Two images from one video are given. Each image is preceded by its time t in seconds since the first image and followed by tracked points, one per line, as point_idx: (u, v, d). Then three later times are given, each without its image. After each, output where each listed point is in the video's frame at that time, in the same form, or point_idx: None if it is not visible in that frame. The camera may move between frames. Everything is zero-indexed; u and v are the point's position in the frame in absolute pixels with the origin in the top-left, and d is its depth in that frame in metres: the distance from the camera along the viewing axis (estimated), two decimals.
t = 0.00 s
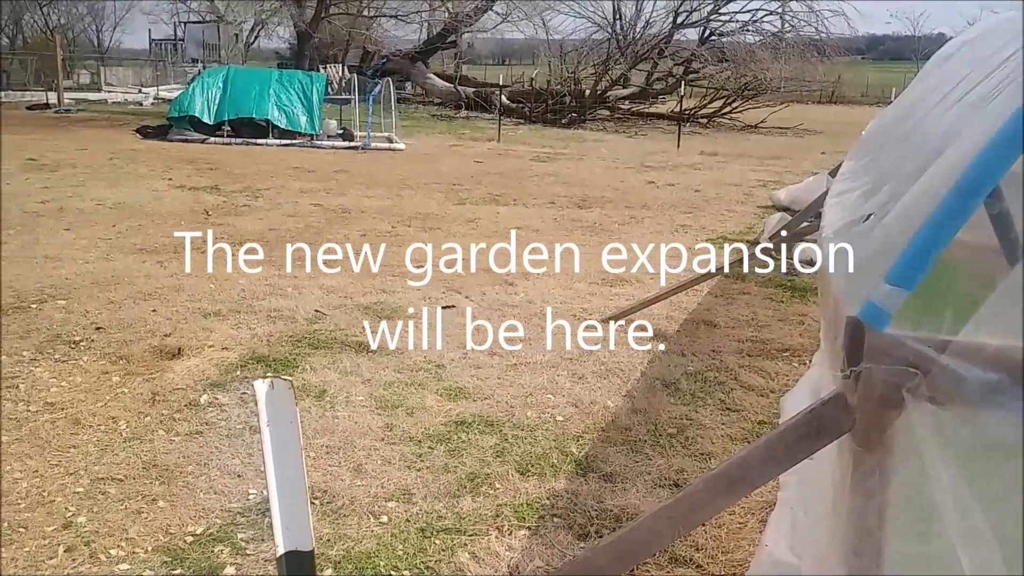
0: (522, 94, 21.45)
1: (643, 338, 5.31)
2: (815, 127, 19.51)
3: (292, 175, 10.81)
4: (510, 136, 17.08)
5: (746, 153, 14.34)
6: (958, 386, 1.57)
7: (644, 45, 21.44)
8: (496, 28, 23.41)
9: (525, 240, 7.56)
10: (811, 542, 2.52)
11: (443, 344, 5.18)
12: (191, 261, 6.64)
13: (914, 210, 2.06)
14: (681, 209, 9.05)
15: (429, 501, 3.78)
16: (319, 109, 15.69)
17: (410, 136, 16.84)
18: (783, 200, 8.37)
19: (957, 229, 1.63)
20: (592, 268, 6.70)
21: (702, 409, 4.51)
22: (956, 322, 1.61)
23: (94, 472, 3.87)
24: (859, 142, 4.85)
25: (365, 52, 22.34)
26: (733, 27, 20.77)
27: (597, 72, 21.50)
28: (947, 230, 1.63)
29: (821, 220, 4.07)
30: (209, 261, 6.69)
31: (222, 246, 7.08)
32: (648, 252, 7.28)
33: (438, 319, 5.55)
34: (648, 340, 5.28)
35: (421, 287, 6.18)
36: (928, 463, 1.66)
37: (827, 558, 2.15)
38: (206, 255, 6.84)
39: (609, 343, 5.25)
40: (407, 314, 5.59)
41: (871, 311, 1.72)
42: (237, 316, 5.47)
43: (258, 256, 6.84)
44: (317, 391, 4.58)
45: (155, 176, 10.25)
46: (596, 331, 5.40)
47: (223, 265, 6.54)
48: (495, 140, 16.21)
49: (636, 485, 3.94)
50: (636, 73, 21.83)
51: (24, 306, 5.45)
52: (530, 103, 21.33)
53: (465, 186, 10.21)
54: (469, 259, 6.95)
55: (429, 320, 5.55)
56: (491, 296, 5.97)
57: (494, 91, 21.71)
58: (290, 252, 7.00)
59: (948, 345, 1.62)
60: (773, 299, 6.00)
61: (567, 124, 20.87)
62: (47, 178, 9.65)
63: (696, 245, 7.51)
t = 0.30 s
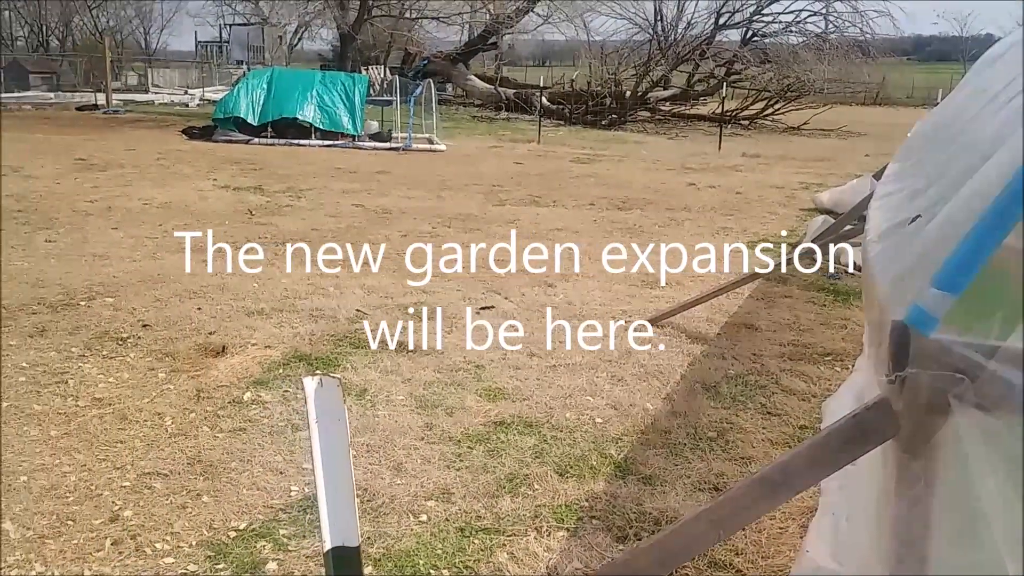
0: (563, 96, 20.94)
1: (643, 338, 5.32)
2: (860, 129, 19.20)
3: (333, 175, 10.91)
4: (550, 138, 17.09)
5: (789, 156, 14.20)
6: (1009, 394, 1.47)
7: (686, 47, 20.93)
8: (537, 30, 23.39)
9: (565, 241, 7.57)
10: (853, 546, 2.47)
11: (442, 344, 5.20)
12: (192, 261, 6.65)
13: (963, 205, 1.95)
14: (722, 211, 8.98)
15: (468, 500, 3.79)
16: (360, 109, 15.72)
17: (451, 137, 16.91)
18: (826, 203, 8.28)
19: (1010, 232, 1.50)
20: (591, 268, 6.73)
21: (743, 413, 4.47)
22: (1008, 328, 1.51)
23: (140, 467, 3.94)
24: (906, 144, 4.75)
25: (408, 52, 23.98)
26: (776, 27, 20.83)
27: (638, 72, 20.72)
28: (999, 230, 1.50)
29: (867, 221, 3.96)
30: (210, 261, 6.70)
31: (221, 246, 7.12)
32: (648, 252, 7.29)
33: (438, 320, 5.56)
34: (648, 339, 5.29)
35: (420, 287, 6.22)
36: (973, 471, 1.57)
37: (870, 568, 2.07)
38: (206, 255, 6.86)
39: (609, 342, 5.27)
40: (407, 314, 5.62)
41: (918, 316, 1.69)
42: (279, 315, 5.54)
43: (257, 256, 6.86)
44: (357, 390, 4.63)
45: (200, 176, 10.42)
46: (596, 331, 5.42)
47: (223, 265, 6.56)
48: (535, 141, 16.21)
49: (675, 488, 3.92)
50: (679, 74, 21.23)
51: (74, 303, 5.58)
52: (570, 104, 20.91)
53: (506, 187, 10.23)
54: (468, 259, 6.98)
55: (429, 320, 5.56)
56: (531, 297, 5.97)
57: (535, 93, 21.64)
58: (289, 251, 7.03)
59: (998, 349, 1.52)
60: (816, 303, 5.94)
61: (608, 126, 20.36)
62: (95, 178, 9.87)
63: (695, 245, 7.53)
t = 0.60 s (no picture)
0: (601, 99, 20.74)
1: (642, 338, 5.36)
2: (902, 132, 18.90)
3: (371, 177, 11.00)
4: (588, 140, 17.06)
5: (831, 159, 14.05)
6: None
7: (725, 49, 20.85)
8: (575, 32, 23.72)
9: (602, 243, 7.56)
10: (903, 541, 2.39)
11: (441, 344, 5.22)
12: (191, 261, 6.72)
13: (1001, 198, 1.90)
14: (761, 214, 8.91)
15: (506, 502, 3.80)
16: (400, 113, 15.76)
17: (489, 140, 16.93)
18: (867, 206, 8.19)
19: None
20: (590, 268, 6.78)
21: (782, 418, 4.44)
22: None
23: (184, 463, 4.00)
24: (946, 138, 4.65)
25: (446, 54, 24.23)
26: (817, 29, 20.66)
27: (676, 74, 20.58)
28: None
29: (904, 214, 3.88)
30: (210, 262, 6.76)
31: (221, 246, 7.20)
32: (648, 252, 7.32)
33: (437, 321, 5.59)
34: (648, 340, 5.33)
35: (419, 287, 6.26)
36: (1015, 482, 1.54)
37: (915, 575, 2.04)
38: (206, 255, 6.94)
39: (608, 342, 5.30)
40: (407, 315, 5.65)
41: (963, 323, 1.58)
42: (319, 316, 5.60)
43: (257, 256, 6.92)
44: (396, 390, 4.66)
45: (242, 177, 10.57)
46: (596, 331, 5.46)
47: (223, 265, 6.62)
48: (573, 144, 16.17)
49: (713, 493, 3.89)
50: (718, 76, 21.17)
51: (119, 302, 5.69)
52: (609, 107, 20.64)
53: (543, 189, 10.24)
54: (468, 259, 7.04)
55: (428, 320, 5.61)
56: (568, 300, 5.97)
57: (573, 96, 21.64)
58: (290, 252, 7.09)
59: None
60: (857, 308, 5.87)
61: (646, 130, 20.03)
62: (140, 180, 10.05)
63: (695, 245, 7.57)
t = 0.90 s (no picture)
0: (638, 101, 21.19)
1: (642, 338, 5.39)
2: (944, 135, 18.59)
3: (409, 179, 11.07)
4: (626, 143, 16.99)
5: (871, 162, 13.88)
6: None
7: (765, 51, 20.74)
8: (613, 35, 24.05)
9: (639, 246, 7.54)
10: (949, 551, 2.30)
11: (442, 344, 5.24)
12: (191, 262, 6.74)
13: None
14: (800, 218, 8.83)
15: (543, 505, 3.80)
16: (438, 115, 16.00)
17: (526, 142, 16.95)
18: (908, 210, 8.08)
19: None
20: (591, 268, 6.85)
21: (822, 424, 4.39)
22: None
23: (225, 461, 4.05)
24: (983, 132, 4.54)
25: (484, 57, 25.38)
26: (858, 31, 20.37)
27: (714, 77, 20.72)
28: None
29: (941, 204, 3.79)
30: (209, 262, 6.79)
31: (222, 246, 7.21)
32: (648, 252, 7.37)
33: (438, 320, 5.62)
34: (648, 340, 5.37)
35: (419, 287, 6.30)
36: None
37: None
38: (205, 255, 6.96)
39: (608, 342, 5.34)
40: (407, 314, 5.68)
41: (1008, 331, 1.55)
42: (357, 316, 5.64)
43: (257, 256, 6.96)
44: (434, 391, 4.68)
45: (282, 179, 10.68)
46: (596, 331, 5.50)
47: (223, 265, 6.65)
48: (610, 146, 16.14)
49: (751, 498, 3.86)
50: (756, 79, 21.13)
51: (162, 302, 5.77)
52: (646, 109, 21.12)
53: (580, 192, 10.23)
54: (469, 259, 7.09)
55: (428, 320, 5.64)
56: (605, 303, 5.96)
57: (610, 98, 21.75)
58: (290, 252, 7.14)
59: None
60: (898, 313, 5.80)
61: (683, 131, 20.52)
62: (183, 181, 10.20)
63: (695, 245, 7.62)
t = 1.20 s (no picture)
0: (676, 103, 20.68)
1: (641, 338, 5.43)
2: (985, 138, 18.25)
3: (447, 181, 11.13)
4: (663, 146, 16.92)
5: (912, 165, 13.69)
6: None
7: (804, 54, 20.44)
8: (649, 37, 23.95)
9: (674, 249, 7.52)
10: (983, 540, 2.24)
11: (443, 344, 5.27)
12: (191, 261, 6.79)
13: None
14: (839, 222, 8.74)
15: (579, 508, 3.79)
16: (473, 118, 15.97)
17: (561, 144, 16.96)
18: (950, 215, 7.96)
19: None
20: (591, 268, 6.90)
21: (862, 430, 4.34)
22: None
23: (265, 459, 4.09)
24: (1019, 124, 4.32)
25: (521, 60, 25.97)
26: (899, 34, 20.07)
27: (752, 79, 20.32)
28: None
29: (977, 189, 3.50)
30: (209, 262, 6.83)
31: (221, 246, 7.25)
32: (648, 252, 7.44)
33: (438, 322, 5.63)
34: (648, 340, 5.40)
35: (419, 287, 6.34)
36: None
37: None
38: (206, 255, 7.00)
39: (609, 343, 5.36)
40: (407, 314, 5.71)
41: None
42: (395, 317, 5.68)
43: (257, 256, 6.99)
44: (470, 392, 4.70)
45: (321, 180, 10.77)
46: (596, 331, 5.52)
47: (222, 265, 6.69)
48: (647, 149, 16.09)
49: (790, 505, 3.83)
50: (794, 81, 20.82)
51: (202, 301, 5.84)
52: (683, 112, 20.67)
53: (616, 195, 10.21)
54: (468, 259, 7.15)
55: (428, 320, 5.67)
56: (641, 306, 5.94)
57: (646, 100, 21.48)
58: (290, 252, 7.19)
59: None
60: (939, 319, 5.72)
61: (721, 134, 20.06)
62: (223, 182, 10.33)
63: (695, 245, 7.66)
